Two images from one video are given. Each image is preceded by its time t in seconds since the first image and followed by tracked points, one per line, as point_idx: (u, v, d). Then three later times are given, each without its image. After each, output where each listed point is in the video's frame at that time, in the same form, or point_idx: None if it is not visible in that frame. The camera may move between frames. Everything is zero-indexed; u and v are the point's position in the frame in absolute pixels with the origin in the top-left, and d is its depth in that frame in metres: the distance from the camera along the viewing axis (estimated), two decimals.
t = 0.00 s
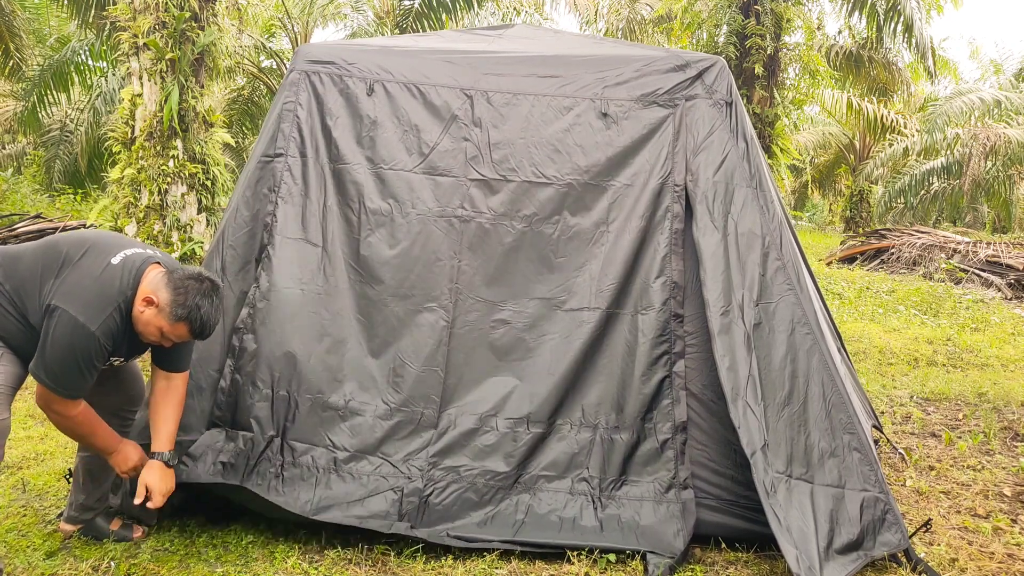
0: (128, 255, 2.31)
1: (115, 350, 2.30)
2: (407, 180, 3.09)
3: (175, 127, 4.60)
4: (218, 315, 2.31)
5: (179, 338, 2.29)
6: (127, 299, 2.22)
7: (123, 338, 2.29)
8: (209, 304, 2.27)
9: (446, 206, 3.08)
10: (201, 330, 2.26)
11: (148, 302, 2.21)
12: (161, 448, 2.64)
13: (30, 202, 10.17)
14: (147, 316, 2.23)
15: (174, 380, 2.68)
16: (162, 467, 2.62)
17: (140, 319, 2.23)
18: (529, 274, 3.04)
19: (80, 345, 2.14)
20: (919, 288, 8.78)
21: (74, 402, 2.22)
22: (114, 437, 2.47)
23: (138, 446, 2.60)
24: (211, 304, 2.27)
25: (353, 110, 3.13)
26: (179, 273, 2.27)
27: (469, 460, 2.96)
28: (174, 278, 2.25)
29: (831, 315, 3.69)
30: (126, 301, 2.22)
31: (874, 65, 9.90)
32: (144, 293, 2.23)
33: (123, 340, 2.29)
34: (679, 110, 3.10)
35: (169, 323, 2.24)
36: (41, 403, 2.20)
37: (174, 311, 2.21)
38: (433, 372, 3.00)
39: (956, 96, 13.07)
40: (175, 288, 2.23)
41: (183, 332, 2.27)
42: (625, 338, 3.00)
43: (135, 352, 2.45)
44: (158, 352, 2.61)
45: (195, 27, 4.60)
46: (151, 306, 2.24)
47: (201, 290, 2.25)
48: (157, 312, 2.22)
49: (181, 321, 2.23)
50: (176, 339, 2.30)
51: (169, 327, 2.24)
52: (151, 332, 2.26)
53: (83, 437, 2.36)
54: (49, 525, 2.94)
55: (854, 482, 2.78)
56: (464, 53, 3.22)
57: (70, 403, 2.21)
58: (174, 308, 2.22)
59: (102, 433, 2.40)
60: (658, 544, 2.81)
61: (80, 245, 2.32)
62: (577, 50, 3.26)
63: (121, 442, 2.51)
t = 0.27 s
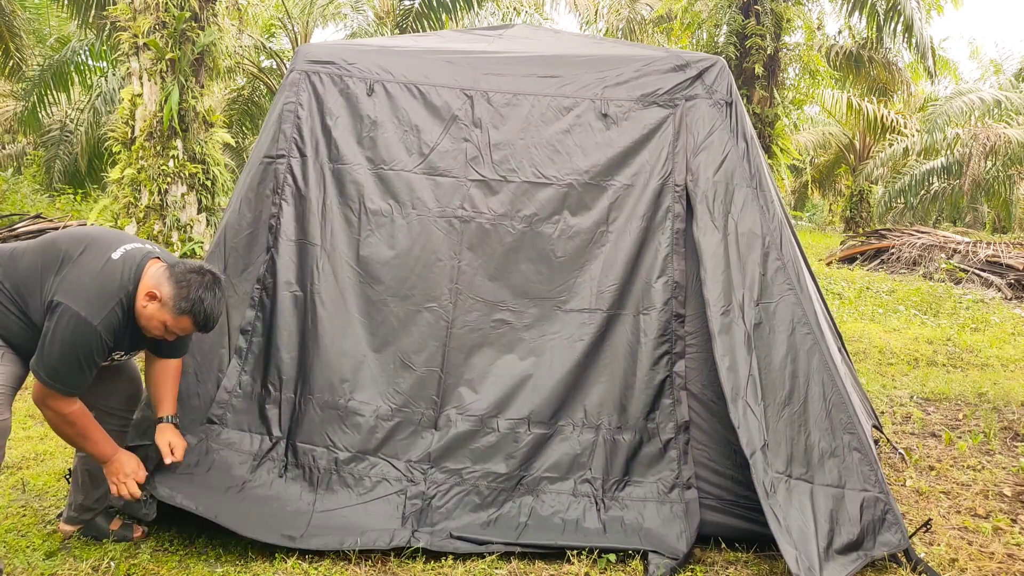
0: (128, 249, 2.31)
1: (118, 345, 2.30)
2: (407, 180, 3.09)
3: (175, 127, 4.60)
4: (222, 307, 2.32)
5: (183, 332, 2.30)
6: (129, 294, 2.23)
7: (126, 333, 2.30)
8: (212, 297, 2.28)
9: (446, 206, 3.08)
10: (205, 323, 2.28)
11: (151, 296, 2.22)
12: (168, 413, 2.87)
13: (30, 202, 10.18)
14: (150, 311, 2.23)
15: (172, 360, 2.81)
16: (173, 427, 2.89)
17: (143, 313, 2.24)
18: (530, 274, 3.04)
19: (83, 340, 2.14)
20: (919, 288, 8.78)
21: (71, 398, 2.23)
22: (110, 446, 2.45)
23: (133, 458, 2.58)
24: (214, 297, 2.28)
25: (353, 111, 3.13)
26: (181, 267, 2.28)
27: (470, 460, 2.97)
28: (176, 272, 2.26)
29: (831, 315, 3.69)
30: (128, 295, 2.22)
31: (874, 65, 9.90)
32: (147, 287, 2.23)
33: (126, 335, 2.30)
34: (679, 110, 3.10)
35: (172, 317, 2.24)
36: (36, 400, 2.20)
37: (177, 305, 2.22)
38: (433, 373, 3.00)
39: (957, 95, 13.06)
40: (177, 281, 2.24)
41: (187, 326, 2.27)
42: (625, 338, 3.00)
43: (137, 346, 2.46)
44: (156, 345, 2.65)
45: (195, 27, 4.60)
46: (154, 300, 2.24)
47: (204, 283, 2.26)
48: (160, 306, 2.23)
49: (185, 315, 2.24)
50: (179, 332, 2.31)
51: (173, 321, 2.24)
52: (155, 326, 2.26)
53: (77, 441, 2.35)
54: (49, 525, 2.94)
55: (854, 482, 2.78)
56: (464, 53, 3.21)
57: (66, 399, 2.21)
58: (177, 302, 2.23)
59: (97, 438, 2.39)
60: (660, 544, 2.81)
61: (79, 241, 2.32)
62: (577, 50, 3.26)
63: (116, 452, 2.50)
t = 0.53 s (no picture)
0: (128, 247, 2.31)
1: (120, 341, 2.30)
2: (407, 181, 3.09)
3: (175, 127, 4.60)
4: (223, 304, 2.32)
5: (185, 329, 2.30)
6: (131, 291, 2.23)
7: (129, 329, 2.30)
8: (214, 294, 2.28)
9: (446, 206, 3.08)
10: (206, 320, 2.27)
11: (153, 294, 2.22)
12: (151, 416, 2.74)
13: (30, 202, 10.17)
14: (152, 308, 2.23)
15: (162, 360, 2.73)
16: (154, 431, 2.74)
17: (145, 310, 2.24)
18: (530, 274, 3.04)
19: (84, 338, 2.14)
20: (919, 288, 8.78)
21: (67, 397, 2.21)
22: (104, 447, 2.40)
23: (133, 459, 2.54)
24: (215, 294, 2.28)
25: (353, 111, 3.13)
26: (181, 264, 2.27)
27: (470, 460, 2.97)
28: (176, 269, 2.25)
29: (831, 316, 3.69)
30: (129, 293, 2.22)
31: (874, 65, 9.90)
32: (148, 285, 2.24)
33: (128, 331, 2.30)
34: (679, 110, 3.10)
35: (174, 315, 2.24)
36: (31, 400, 2.19)
37: (178, 302, 2.22)
38: (433, 373, 3.01)
39: (957, 95, 13.06)
40: (178, 278, 2.23)
41: (188, 323, 2.27)
42: (625, 338, 3.00)
43: (139, 343, 2.46)
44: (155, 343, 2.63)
45: (195, 27, 4.60)
46: (156, 297, 2.24)
47: (205, 280, 2.25)
48: (162, 303, 2.23)
49: (187, 312, 2.23)
50: (181, 329, 2.31)
51: (175, 319, 2.24)
52: (156, 324, 2.26)
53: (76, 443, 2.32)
54: (49, 525, 2.94)
55: (854, 482, 2.78)
56: (464, 53, 3.21)
57: (63, 397, 2.19)
58: (178, 299, 2.22)
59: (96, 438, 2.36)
60: (660, 545, 2.81)
61: (79, 239, 2.31)
62: (577, 50, 3.26)
63: (111, 454, 2.43)
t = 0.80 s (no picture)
0: (128, 245, 2.31)
1: (121, 339, 2.30)
2: (408, 181, 3.09)
3: (175, 127, 4.60)
4: (224, 299, 2.32)
5: (187, 325, 2.30)
6: (132, 289, 2.23)
7: (130, 327, 2.30)
8: (215, 290, 2.28)
9: (446, 207, 3.08)
10: (208, 316, 2.27)
11: (154, 291, 2.22)
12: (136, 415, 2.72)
13: (30, 202, 10.16)
14: (153, 305, 2.23)
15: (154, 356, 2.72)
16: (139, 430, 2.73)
17: (146, 308, 2.24)
18: (530, 274, 3.03)
19: (85, 335, 2.14)
20: (919, 288, 8.78)
21: (68, 396, 2.20)
22: (107, 445, 2.42)
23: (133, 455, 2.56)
24: (216, 290, 2.28)
25: (354, 111, 3.13)
26: (181, 260, 2.27)
27: (470, 460, 2.97)
28: (177, 266, 2.25)
29: (831, 316, 3.69)
30: (130, 291, 2.22)
31: (874, 65, 9.90)
32: (149, 282, 2.24)
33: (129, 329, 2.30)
34: (679, 110, 3.10)
35: (176, 311, 2.25)
36: (31, 400, 2.18)
37: (180, 298, 2.22)
38: (433, 373, 3.01)
39: (957, 95, 13.06)
40: (179, 275, 2.24)
41: (190, 319, 2.27)
42: (626, 338, 3.00)
43: (139, 341, 2.46)
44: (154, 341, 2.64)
45: (195, 27, 4.60)
46: (157, 295, 2.25)
47: (206, 276, 2.26)
48: (164, 301, 2.23)
49: (188, 308, 2.24)
50: (183, 326, 2.31)
51: (177, 315, 2.25)
52: (158, 321, 2.26)
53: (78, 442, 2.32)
54: (49, 525, 2.94)
55: (855, 482, 2.78)
56: (464, 53, 3.21)
57: (64, 396, 2.19)
58: (180, 295, 2.23)
59: (97, 437, 2.37)
60: (660, 545, 2.80)
61: (78, 238, 2.31)
62: (577, 50, 3.26)
63: (113, 452, 2.45)
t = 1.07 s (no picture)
0: (128, 243, 2.31)
1: (122, 337, 2.31)
2: (408, 181, 3.09)
3: (175, 127, 4.60)
4: (225, 295, 2.32)
5: (188, 322, 2.30)
6: (132, 287, 2.23)
7: (130, 325, 2.30)
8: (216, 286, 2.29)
9: (446, 207, 3.08)
10: (210, 312, 2.27)
11: (154, 288, 2.23)
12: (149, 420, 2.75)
13: (30, 202, 10.16)
14: (154, 303, 2.24)
15: (159, 359, 2.74)
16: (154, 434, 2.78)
17: (147, 305, 2.24)
18: (530, 274, 3.04)
19: (85, 334, 2.14)
20: (919, 288, 8.78)
21: (69, 396, 2.20)
22: (108, 446, 2.42)
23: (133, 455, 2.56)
24: (217, 286, 2.28)
25: (354, 111, 3.13)
26: (181, 257, 2.27)
27: (470, 460, 2.97)
28: (177, 262, 2.25)
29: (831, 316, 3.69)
30: (130, 288, 2.22)
31: (874, 65, 9.90)
32: (149, 279, 2.24)
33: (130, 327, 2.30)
34: (679, 110, 3.10)
35: (177, 308, 2.25)
36: (32, 400, 2.18)
37: (180, 296, 2.22)
38: (433, 373, 3.01)
39: (957, 95, 13.06)
40: (180, 272, 2.24)
41: (191, 316, 2.28)
42: (626, 338, 3.00)
43: (140, 339, 2.46)
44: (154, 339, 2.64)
45: (195, 27, 4.60)
46: (157, 292, 2.25)
47: (206, 272, 2.26)
48: (164, 298, 2.23)
49: (189, 305, 2.24)
50: (184, 323, 2.31)
51: (178, 312, 2.25)
52: (159, 318, 2.27)
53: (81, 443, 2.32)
54: (49, 525, 2.94)
55: (855, 482, 2.78)
56: (465, 53, 3.21)
57: (65, 396, 2.18)
58: (180, 292, 2.23)
59: (100, 437, 2.37)
60: (661, 545, 2.80)
61: (77, 236, 2.31)
62: (577, 50, 3.26)
63: (115, 452, 2.45)
